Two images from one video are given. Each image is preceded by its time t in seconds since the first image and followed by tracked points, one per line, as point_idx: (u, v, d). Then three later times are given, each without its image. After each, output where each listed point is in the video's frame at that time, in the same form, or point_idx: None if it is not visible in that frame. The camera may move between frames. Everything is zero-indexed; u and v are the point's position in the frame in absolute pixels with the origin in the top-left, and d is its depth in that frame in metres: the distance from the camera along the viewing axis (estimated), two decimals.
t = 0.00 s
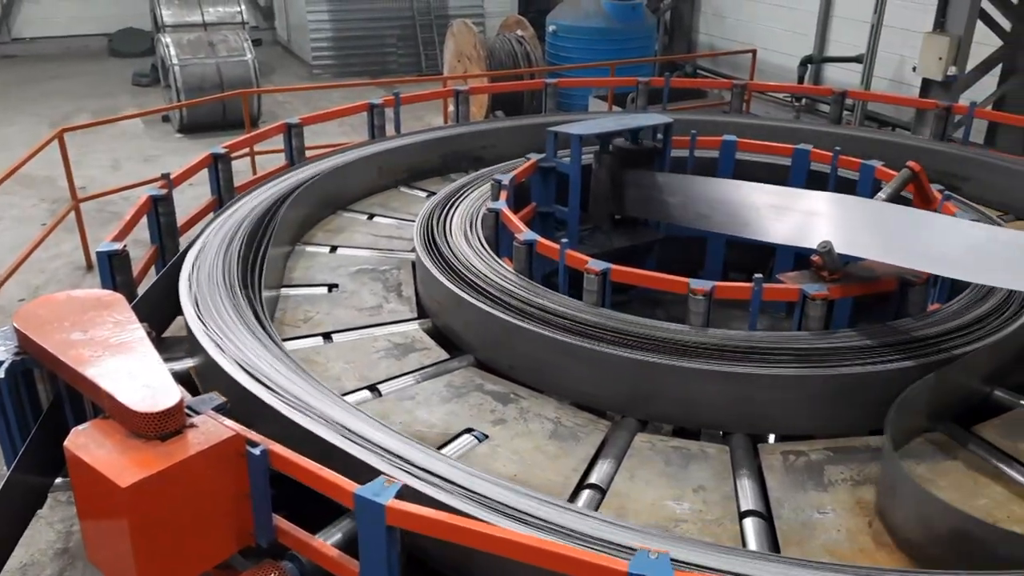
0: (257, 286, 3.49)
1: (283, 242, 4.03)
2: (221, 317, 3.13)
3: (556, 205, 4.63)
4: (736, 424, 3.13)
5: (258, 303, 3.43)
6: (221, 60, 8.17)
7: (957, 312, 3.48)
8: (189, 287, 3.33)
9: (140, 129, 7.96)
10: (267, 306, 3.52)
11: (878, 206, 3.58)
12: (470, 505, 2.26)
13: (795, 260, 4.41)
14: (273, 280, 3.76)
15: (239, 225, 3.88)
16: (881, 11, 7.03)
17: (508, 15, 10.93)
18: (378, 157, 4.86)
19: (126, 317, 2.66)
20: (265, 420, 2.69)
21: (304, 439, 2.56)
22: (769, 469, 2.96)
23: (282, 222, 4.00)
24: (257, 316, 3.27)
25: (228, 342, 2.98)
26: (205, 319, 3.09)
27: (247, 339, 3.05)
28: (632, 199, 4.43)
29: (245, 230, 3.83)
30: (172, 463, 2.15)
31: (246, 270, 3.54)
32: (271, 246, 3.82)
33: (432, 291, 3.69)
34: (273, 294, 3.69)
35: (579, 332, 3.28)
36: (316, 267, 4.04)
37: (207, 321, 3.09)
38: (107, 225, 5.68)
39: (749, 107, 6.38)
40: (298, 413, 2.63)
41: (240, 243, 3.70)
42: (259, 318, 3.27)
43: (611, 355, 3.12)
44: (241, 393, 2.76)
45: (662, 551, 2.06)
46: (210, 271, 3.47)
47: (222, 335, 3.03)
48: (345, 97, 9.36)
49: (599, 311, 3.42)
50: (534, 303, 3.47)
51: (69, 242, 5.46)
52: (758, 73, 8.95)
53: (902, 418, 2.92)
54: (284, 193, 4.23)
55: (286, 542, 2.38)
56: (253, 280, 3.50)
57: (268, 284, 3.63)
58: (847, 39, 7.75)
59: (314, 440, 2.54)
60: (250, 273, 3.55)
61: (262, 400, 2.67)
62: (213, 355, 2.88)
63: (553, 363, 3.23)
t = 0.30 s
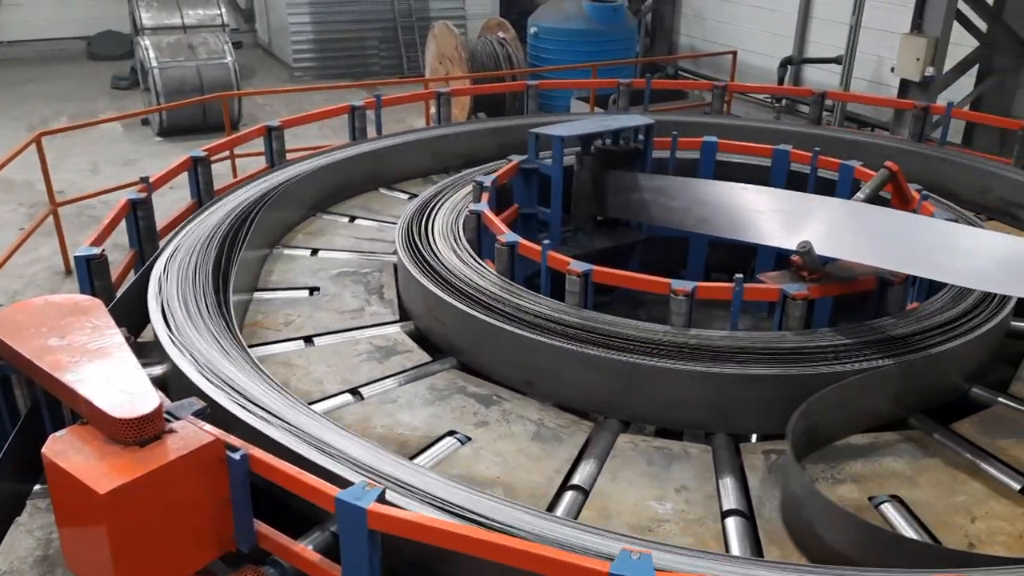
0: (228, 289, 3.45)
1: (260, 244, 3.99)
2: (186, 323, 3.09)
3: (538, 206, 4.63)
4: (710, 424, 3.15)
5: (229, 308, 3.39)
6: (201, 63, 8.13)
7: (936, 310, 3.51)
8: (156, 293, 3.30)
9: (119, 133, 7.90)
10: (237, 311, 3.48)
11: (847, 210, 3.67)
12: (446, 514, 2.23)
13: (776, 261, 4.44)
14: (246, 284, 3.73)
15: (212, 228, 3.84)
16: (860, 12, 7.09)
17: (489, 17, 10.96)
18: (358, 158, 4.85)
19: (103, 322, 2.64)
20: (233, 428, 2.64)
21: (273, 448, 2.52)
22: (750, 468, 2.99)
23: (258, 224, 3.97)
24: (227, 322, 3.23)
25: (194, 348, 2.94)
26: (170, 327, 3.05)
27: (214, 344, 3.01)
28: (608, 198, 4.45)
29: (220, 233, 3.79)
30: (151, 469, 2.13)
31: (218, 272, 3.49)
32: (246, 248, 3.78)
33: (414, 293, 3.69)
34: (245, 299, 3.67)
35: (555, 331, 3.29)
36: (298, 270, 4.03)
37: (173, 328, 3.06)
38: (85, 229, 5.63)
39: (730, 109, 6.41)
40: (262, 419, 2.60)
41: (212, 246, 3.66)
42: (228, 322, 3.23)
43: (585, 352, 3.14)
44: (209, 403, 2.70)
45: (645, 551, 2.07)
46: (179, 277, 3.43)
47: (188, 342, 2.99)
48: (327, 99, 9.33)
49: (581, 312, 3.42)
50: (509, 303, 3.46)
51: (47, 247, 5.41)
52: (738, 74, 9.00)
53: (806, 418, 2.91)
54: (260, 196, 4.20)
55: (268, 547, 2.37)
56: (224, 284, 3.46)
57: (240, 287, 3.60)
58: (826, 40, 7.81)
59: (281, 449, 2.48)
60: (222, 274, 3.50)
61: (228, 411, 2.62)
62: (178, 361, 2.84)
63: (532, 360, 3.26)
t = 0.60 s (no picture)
0: (198, 295, 3.41)
1: (233, 249, 3.96)
2: (150, 329, 3.05)
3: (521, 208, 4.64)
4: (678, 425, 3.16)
5: (197, 314, 3.35)
6: (181, 65, 8.08)
7: (915, 309, 3.54)
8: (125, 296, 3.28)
9: (99, 136, 7.84)
10: (206, 317, 3.44)
11: (814, 208, 3.71)
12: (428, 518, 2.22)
13: (758, 262, 4.47)
14: (218, 288, 3.70)
15: (184, 232, 3.80)
16: (839, 13, 7.14)
17: (472, 18, 10.97)
18: (338, 161, 4.83)
19: (82, 327, 2.62)
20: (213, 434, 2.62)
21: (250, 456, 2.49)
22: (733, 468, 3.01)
23: (231, 229, 3.93)
24: (193, 329, 3.20)
25: (157, 354, 2.91)
26: (133, 333, 3.02)
27: (178, 350, 2.97)
28: (592, 203, 4.46)
29: (191, 237, 3.75)
30: (132, 474, 2.12)
31: (187, 278, 3.45)
32: (218, 252, 3.75)
33: (396, 296, 3.68)
34: (217, 303, 3.64)
35: (528, 331, 3.29)
36: (279, 274, 4.01)
37: (137, 333, 3.02)
38: (64, 234, 5.59)
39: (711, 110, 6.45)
40: (226, 425, 2.57)
41: (182, 251, 3.62)
42: (195, 329, 3.19)
43: (557, 353, 3.15)
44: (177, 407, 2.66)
45: (628, 552, 2.08)
46: (147, 282, 3.40)
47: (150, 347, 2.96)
48: (309, 101, 9.30)
49: (565, 313, 3.42)
50: (481, 306, 3.45)
51: (26, 252, 5.36)
52: (720, 75, 9.04)
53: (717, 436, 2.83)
54: (234, 199, 4.17)
55: (250, 552, 2.36)
56: (193, 290, 3.42)
57: (211, 292, 3.58)
58: (806, 41, 7.87)
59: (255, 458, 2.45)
60: (191, 280, 3.47)
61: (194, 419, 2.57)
62: (137, 367, 2.81)
63: (507, 361, 3.28)
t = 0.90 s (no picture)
0: (167, 298, 3.38)
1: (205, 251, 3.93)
2: (117, 333, 3.04)
3: (505, 210, 4.64)
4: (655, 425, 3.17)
5: (167, 318, 3.32)
6: (162, 67, 8.03)
7: (895, 308, 3.57)
8: (95, 299, 3.27)
9: (80, 139, 7.77)
10: (175, 321, 3.40)
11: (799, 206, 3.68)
12: (413, 519, 2.23)
13: (741, 262, 4.50)
14: (189, 292, 3.67)
15: (158, 234, 3.79)
16: (821, 14, 7.19)
17: (455, 19, 10.96)
18: (318, 163, 4.83)
19: (63, 333, 2.60)
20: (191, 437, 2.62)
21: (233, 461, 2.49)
22: (716, 468, 3.02)
23: (203, 231, 3.90)
24: (161, 334, 3.16)
25: (123, 356, 2.89)
26: (99, 335, 3.00)
27: (145, 353, 2.95)
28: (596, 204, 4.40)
29: (163, 241, 3.71)
30: (114, 479, 2.10)
31: (157, 282, 3.43)
32: (189, 254, 3.72)
33: (381, 298, 3.67)
34: (187, 307, 3.61)
35: (503, 330, 3.32)
36: (263, 277, 3.99)
37: (104, 336, 3.01)
38: (45, 237, 5.54)
39: (694, 111, 6.47)
40: (195, 428, 2.55)
41: (152, 256, 3.58)
42: (163, 332, 3.17)
43: (532, 352, 3.18)
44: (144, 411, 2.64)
45: (611, 551, 2.09)
46: (117, 288, 3.36)
47: (116, 349, 2.94)
48: (292, 103, 9.26)
49: (548, 314, 3.42)
50: (456, 306, 3.47)
51: (6, 256, 5.32)
52: (702, 76, 9.08)
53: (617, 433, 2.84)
54: (210, 202, 4.15)
55: (235, 557, 2.36)
56: (162, 293, 3.39)
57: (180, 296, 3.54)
58: (788, 42, 7.92)
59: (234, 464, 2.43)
60: (162, 283, 3.44)
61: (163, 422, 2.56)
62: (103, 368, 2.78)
63: (482, 359, 3.30)
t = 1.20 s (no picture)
0: (134, 300, 3.34)
1: (172, 251, 3.89)
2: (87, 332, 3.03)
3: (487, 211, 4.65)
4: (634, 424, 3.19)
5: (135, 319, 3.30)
6: (141, 67, 7.97)
7: (872, 309, 3.61)
8: (67, 294, 3.26)
9: (58, 140, 7.71)
10: (138, 324, 3.36)
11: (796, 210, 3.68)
12: (394, 522, 2.23)
13: (721, 263, 4.53)
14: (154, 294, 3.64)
15: (133, 231, 3.79)
16: (800, 16, 7.25)
17: (437, 20, 10.95)
18: (296, 163, 4.83)
19: (41, 336, 2.59)
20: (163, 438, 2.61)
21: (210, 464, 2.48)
22: (696, 466, 3.05)
23: (173, 231, 3.88)
24: (130, 334, 3.15)
25: (94, 355, 2.88)
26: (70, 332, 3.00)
27: (115, 353, 2.93)
28: (601, 207, 4.33)
29: (138, 238, 3.71)
30: (93, 484, 2.09)
31: (124, 283, 3.38)
32: (158, 253, 3.70)
33: (363, 300, 3.67)
34: (149, 310, 3.57)
35: (481, 331, 3.33)
36: (243, 279, 3.98)
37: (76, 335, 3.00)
38: (23, 239, 5.49)
39: (674, 112, 6.50)
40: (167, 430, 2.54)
41: (125, 255, 3.56)
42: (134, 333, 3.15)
43: (509, 352, 3.20)
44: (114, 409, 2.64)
45: (590, 552, 2.10)
46: (91, 285, 3.35)
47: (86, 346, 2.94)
48: (273, 104, 9.23)
49: (529, 315, 3.44)
50: (436, 307, 3.48)
51: None
52: (683, 78, 9.13)
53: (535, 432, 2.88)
54: (186, 200, 4.15)
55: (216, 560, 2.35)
56: (128, 294, 3.35)
57: (144, 299, 3.50)
58: (768, 44, 7.98)
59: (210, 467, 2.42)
60: (133, 281, 3.43)
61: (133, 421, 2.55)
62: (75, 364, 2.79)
63: (460, 358, 3.31)
